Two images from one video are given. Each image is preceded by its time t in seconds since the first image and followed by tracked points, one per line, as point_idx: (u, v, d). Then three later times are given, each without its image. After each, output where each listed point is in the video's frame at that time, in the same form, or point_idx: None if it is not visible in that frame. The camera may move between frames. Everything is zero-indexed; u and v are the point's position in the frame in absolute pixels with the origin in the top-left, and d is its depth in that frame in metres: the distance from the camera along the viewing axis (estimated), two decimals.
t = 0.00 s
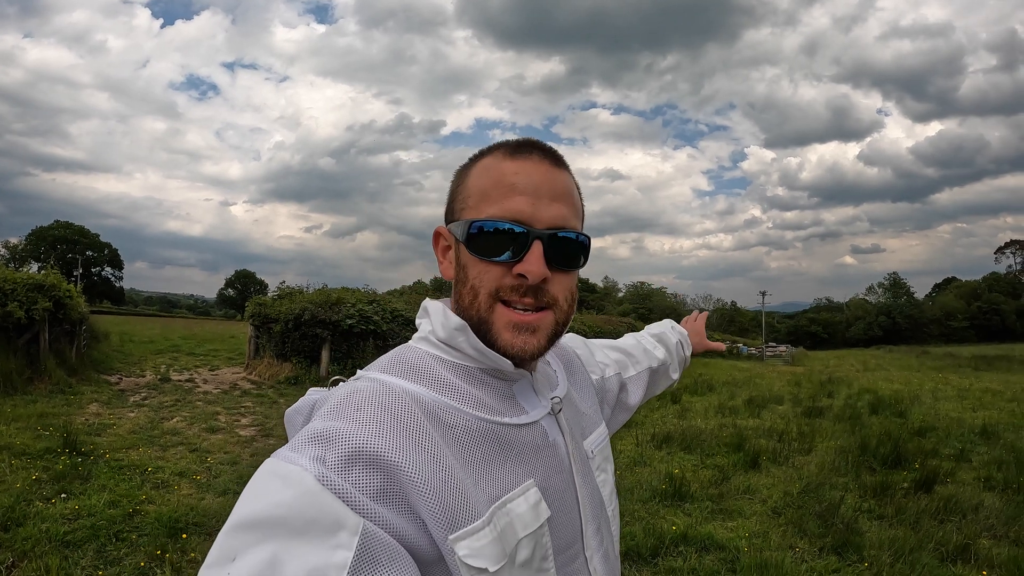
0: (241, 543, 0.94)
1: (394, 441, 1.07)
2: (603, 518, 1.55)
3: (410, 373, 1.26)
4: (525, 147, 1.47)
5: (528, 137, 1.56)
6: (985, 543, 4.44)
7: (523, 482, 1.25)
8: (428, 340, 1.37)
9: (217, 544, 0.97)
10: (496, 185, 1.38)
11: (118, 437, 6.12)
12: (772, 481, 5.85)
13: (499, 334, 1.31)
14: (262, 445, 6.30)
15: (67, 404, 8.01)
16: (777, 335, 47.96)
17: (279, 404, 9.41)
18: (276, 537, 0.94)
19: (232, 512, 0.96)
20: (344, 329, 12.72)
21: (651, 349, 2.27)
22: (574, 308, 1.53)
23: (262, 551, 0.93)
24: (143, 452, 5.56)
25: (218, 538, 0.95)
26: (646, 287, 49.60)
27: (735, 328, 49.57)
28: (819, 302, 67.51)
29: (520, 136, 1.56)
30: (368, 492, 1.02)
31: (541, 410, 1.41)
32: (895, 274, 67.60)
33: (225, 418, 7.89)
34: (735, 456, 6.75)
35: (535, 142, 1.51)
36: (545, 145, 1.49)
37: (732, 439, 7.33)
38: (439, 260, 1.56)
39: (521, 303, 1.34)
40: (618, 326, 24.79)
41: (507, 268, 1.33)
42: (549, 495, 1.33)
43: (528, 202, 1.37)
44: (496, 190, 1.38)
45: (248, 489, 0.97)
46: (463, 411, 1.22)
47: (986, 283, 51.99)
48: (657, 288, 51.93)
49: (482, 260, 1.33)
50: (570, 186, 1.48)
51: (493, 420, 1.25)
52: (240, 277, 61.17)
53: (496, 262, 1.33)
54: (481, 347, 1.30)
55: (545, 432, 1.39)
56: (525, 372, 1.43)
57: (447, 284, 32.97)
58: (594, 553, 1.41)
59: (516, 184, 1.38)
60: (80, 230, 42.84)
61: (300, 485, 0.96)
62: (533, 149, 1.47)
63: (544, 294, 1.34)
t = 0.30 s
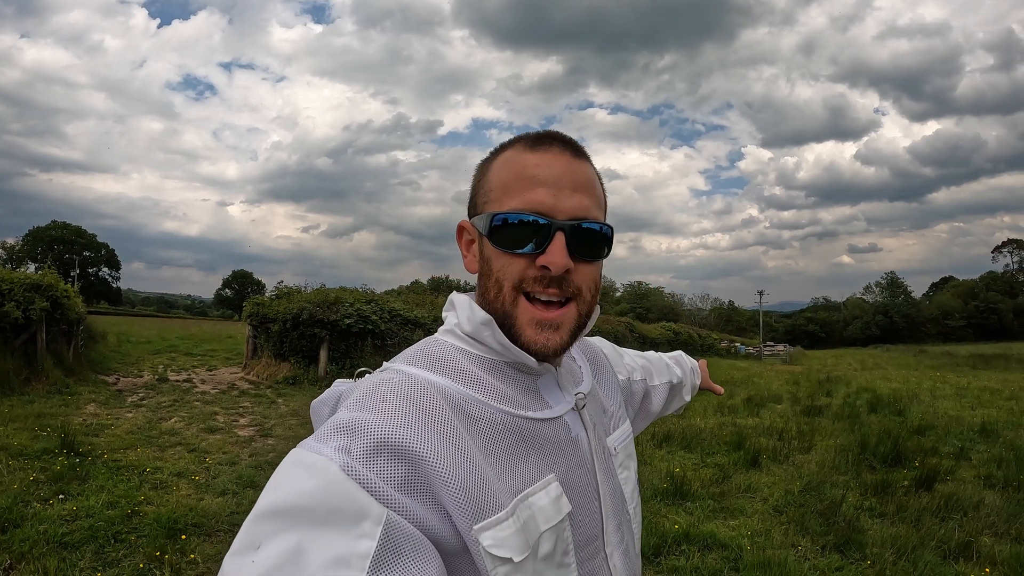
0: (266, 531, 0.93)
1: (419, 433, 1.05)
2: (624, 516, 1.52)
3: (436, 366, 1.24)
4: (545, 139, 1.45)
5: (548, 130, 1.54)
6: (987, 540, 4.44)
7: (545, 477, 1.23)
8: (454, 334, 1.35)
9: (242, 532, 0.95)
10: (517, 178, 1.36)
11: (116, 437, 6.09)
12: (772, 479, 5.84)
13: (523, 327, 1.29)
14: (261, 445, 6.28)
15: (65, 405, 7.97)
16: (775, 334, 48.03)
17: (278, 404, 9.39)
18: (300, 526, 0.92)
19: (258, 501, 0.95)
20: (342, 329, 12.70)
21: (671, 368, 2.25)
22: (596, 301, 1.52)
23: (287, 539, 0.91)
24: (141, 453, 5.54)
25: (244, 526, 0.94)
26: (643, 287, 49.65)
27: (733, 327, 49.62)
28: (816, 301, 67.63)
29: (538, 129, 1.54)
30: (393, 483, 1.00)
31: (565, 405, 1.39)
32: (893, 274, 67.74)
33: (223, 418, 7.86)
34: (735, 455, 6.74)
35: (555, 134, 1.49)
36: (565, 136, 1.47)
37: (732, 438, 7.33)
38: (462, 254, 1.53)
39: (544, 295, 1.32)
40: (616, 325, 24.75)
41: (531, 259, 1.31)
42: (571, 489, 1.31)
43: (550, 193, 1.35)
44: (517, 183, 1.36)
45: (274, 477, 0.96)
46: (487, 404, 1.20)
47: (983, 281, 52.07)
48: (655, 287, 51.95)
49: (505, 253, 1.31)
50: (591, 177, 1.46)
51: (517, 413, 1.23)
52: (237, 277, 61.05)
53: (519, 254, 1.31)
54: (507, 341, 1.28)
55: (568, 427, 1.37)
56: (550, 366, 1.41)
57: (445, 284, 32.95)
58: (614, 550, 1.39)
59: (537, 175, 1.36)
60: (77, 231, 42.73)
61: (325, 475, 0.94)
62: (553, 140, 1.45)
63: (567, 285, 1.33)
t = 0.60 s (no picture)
0: (275, 528, 0.91)
1: (429, 430, 1.04)
2: (633, 517, 1.51)
3: (446, 365, 1.23)
4: (559, 141, 1.44)
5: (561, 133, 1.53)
6: (988, 540, 4.44)
7: (555, 476, 1.22)
8: (465, 334, 1.34)
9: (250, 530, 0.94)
10: (531, 179, 1.34)
11: (114, 438, 6.07)
12: (772, 480, 5.83)
13: (535, 328, 1.27)
14: (260, 446, 6.27)
15: (62, 406, 7.94)
16: (773, 334, 48.09)
17: (276, 405, 9.37)
18: (308, 523, 0.90)
19: (267, 497, 0.93)
20: (341, 329, 12.69)
21: (679, 370, 2.24)
22: (606, 303, 1.50)
23: (295, 537, 0.89)
24: (139, 454, 5.52)
25: (253, 523, 0.92)
26: (642, 287, 49.70)
27: (731, 327, 49.67)
28: (814, 301, 67.75)
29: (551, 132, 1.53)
30: (402, 481, 0.98)
31: (574, 405, 1.38)
32: (890, 273, 67.89)
33: (221, 419, 7.84)
34: (734, 455, 6.74)
35: (568, 136, 1.48)
36: (578, 139, 1.47)
37: (731, 438, 7.32)
38: (473, 255, 1.51)
39: (556, 296, 1.31)
40: (614, 325, 24.74)
41: (543, 261, 1.29)
42: (580, 489, 1.29)
43: (563, 195, 1.34)
44: (532, 184, 1.34)
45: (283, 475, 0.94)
46: (497, 403, 1.18)
47: (980, 281, 52.16)
48: (653, 287, 51.97)
49: (518, 254, 1.29)
50: (604, 180, 1.45)
51: (527, 412, 1.21)
52: (235, 278, 60.98)
53: (532, 255, 1.29)
54: (517, 341, 1.27)
55: (578, 427, 1.35)
56: (560, 366, 1.39)
57: (442, 285, 32.92)
58: (623, 551, 1.38)
59: (550, 177, 1.35)
60: (74, 231, 42.61)
61: (335, 472, 0.93)
62: (567, 142, 1.44)
63: (579, 286, 1.32)
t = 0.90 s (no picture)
0: (269, 532, 0.90)
1: (425, 436, 1.03)
2: (629, 523, 1.50)
3: (442, 370, 1.22)
4: (561, 144, 1.42)
5: (563, 135, 1.51)
6: (988, 541, 4.45)
7: (550, 482, 1.20)
8: (461, 338, 1.33)
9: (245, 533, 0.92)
10: (534, 183, 1.33)
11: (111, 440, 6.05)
12: (772, 481, 5.82)
13: (537, 332, 1.27)
14: (258, 448, 6.26)
15: (60, 407, 7.91)
16: (772, 334, 48.11)
17: (275, 406, 9.35)
18: (303, 528, 0.89)
19: (261, 500, 0.92)
20: (339, 331, 12.67)
21: (677, 374, 2.24)
22: (604, 307, 1.49)
23: (288, 541, 0.88)
24: (137, 456, 5.50)
25: (247, 526, 0.91)
26: (640, 288, 49.73)
27: (730, 327, 49.70)
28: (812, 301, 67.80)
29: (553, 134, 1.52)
30: (397, 486, 0.97)
31: (570, 411, 1.37)
32: (888, 273, 67.97)
33: (219, 420, 7.82)
34: (733, 455, 6.74)
35: (570, 139, 1.47)
36: (581, 142, 1.45)
37: (731, 439, 7.32)
38: (472, 258, 1.50)
39: (557, 300, 1.30)
40: (613, 325, 24.73)
41: (545, 265, 1.28)
42: (576, 495, 1.28)
43: (566, 198, 1.33)
44: (534, 187, 1.33)
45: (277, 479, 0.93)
46: (493, 408, 1.17)
47: (978, 280, 52.26)
48: (651, 287, 51.94)
49: (519, 257, 1.28)
50: (606, 184, 1.45)
51: (523, 418, 1.20)
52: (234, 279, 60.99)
53: (534, 259, 1.28)
54: (514, 346, 1.26)
55: (574, 433, 1.34)
56: (557, 371, 1.38)
57: (441, 285, 32.91)
58: (619, 557, 1.36)
59: (553, 180, 1.33)
60: (72, 232, 42.52)
61: (330, 477, 0.92)
62: (569, 146, 1.43)
63: (580, 291, 1.31)
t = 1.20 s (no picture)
0: (267, 530, 0.90)
1: (423, 433, 1.03)
2: (627, 522, 1.50)
3: (440, 368, 1.22)
4: (555, 142, 1.43)
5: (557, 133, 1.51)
6: (988, 540, 4.44)
7: (548, 479, 1.20)
8: (459, 336, 1.33)
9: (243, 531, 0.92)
10: (529, 180, 1.33)
11: (111, 441, 6.05)
12: (771, 480, 5.81)
13: (533, 328, 1.26)
14: (258, 448, 6.25)
15: (59, 408, 7.90)
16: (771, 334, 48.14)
17: (274, 407, 9.35)
18: (301, 526, 0.89)
19: (259, 499, 0.92)
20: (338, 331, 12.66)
21: (671, 373, 2.24)
22: (601, 304, 1.49)
23: (286, 539, 0.88)
24: (137, 457, 5.50)
25: (245, 525, 0.91)
26: (640, 288, 49.75)
27: (729, 327, 49.72)
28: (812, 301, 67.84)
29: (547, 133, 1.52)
30: (396, 484, 0.97)
31: (568, 409, 1.36)
32: (887, 273, 68.00)
33: (218, 421, 7.82)
34: (733, 455, 6.74)
35: (565, 137, 1.47)
36: (575, 140, 1.46)
37: (730, 439, 7.32)
38: (468, 256, 1.50)
39: (554, 297, 1.29)
40: (612, 326, 24.70)
41: (541, 262, 1.28)
42: (573, 492, 1.28)
43: (561, 195, 1.33)
44: (529, 184, 1.33)
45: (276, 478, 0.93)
46: (490, 406, 1.17)
47: (977, 280, 52.29)
48: (651, 287, 51.95)
49: (515, 255, 1.28)
50: (601, 181, 1.45)
51: (521, 416, 1.20)
52: (233, 279, 60.91)
53: (529, 256, 1.28)
54: (511, 343, 1.26)
55: (571, 431, 1.34)
56: (554, 369, 1.38)
57: (441, 286, 32.93)
58: (617, 555, 1.36)
59: (548, 178, 1.33)
60: (71, 233, 42.49)
61: (328, 475, 0.91)
62: (564, 143, 1.44)
63: (576, 288, 1.31)
